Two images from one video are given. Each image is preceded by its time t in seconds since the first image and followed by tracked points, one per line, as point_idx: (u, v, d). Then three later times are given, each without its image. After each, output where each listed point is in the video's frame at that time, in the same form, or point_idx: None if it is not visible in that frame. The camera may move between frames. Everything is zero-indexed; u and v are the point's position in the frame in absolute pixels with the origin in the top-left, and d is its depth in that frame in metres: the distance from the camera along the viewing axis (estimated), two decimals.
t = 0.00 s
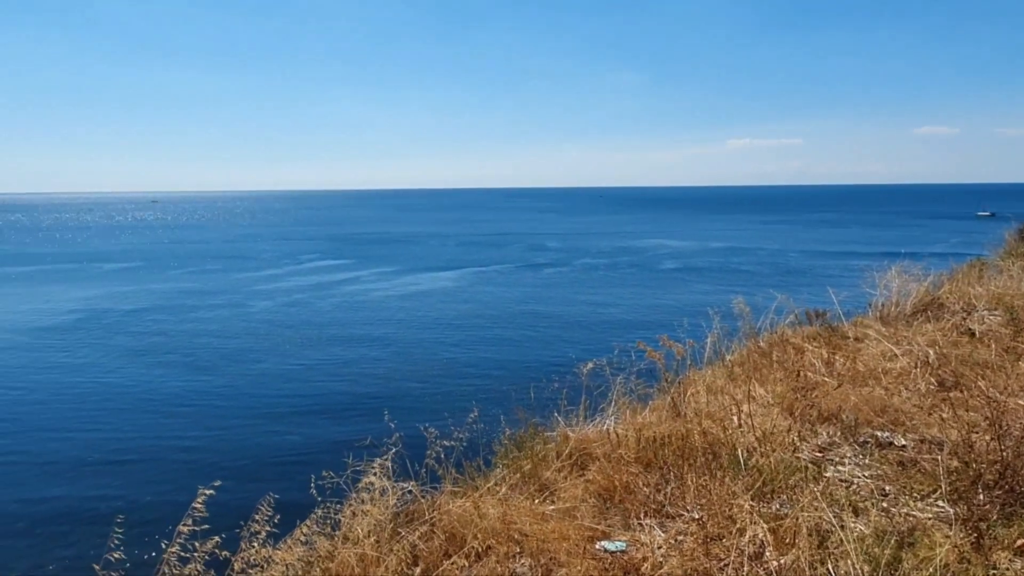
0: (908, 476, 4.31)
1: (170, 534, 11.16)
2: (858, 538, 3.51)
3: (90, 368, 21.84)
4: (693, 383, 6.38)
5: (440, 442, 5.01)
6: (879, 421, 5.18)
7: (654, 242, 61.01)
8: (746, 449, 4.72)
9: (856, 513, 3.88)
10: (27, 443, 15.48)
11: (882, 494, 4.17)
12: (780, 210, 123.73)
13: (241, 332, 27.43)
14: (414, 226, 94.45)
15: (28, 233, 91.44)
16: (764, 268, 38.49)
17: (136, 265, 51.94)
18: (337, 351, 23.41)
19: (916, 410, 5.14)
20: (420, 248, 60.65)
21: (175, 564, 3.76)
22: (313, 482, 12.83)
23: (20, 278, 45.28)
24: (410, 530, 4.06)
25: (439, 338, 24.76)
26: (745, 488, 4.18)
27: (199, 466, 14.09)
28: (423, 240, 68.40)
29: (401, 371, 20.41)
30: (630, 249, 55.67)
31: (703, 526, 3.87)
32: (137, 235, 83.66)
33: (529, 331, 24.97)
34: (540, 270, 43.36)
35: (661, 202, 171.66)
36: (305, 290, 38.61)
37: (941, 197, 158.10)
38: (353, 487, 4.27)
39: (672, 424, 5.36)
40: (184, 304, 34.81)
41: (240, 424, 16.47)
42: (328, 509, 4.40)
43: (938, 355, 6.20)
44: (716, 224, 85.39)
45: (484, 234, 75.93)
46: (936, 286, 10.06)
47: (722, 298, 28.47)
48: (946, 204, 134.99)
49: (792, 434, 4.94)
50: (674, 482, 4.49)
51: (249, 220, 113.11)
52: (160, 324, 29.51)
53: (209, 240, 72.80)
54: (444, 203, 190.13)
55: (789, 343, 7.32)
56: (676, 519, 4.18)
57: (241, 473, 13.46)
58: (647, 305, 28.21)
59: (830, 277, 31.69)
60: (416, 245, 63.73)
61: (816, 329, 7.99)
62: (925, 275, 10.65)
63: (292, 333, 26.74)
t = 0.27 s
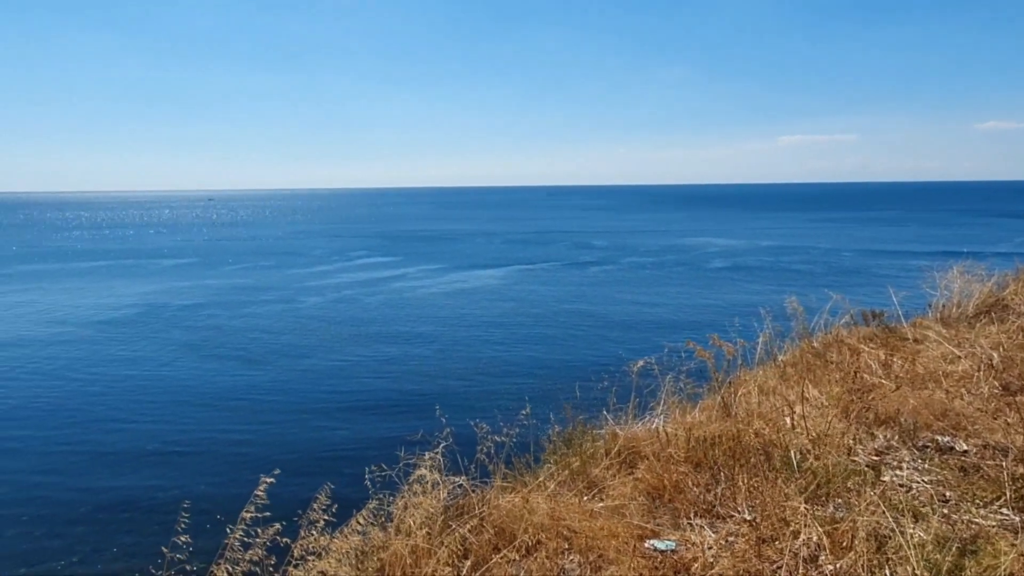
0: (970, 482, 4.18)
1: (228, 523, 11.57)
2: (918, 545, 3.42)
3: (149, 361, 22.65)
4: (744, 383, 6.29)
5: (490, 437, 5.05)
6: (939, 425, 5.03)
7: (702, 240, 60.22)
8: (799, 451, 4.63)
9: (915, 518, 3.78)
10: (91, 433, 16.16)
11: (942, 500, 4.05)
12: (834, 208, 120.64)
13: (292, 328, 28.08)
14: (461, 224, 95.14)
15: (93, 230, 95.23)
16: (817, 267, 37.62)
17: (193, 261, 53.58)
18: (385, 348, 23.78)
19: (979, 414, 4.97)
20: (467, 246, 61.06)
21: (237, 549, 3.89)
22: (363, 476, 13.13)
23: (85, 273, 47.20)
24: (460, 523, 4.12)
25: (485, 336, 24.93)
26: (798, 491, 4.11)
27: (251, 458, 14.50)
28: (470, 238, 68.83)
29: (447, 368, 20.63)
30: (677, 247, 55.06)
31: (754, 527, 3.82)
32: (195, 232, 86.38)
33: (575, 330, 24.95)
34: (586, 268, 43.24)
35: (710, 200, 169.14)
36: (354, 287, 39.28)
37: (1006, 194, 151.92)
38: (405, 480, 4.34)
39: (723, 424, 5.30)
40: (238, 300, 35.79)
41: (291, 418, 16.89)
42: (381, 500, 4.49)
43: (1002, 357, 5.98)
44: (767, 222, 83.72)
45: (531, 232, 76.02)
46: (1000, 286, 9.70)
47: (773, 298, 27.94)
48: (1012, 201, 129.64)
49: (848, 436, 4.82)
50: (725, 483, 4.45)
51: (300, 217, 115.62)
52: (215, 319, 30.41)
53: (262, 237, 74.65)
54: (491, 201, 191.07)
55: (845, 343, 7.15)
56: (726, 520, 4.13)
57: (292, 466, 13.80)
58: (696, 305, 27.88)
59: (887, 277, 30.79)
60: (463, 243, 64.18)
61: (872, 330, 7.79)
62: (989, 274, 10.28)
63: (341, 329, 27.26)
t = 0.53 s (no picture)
0: None
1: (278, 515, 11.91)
2: (974, 552, 3.33)
3: (197, 356, 23.29)
4: (790, 384, 6.19)
5: (534, 434, 5.08)
6: (995, 429, 4.88)
7: (746, 239, 59.38)
8: (849, 453, 4.54)
9: (971, 524, 3.68)
10: (141, 425, 16.69)
11: (999, 507, 3.93)
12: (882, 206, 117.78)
13: (335, 324, 28.55)
14: (502, 221, 95.47)
15: (146, 227, 98.19)
16: (864, 267, 36.83)
17: (240, 258, 54.89)
18: (425, 345, 24.05)
19: None
20: (507, 244, 61.22)
21: (290, 538, 4.01)
22: (407, 471, 13.35)
23: (137, 269, 48.74)
24: (505, 518, 4.15)
25: (524, 334, 25.00)
26: (848, 494, 4.04)
27: (295, 453, 14.83)
28: (509, 236, 69.04)
29: (487, 367, 20.77)
30: (720, 246, 54.42)
31: (801, 530, 3.77)
32: (243, 229, 88.46)
33: (615, 329, 24.88)
34: (626, 267, 43.06)
35: (753, 199, 166.57)
36: (395, 284, 39.76)
37: None
38: (450, 475, 4.39)
39: (770, 425, 5.22)
40: (283, 296, 36.51)
41: (333, 414, 17.19)
42: (427, 494, 4.56)
43: None
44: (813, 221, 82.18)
45: (570, 230, 75.90)
46: None
47: (818, 299, 27.47)
48: None
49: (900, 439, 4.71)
50: (771, 485, 4.39)
51: (344, 215, 117.36)
52: (261, 315, 31.10)
53: (306, 234, 76.04)
54: (530, 199, 191.25)
55: (895, 344, 6.98)
56: (773, 521, 4.08)
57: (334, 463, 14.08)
58: (738, 305, 27.56)
59: (938, 278, 30.00)
60: (502, 240, 64.41)
61: (924, 331, 7.60)
62: None
63: (382, 326, 27.64)
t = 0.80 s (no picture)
0: None
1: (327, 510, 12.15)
2: None
3: (238, 351, 23.80)
4: (835, 385, 6.07)
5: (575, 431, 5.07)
6: None
7: (787, 238, 58.42)
8: (898, 456, 4.42)
9: None
10: (184, 419, 17.13)
11: None
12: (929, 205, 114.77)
13: (372, 321, 28.90)
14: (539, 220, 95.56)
15: (191, 224, 100.55)
16: (910, 267, 35.97)
17: (281, 255, 55.89)
18: (461, 343, 24.19)
19: None
20: (544, 242, 61.23)
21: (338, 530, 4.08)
22: (453, 467, 13.46)
23: (182, 265, 49.98)
24: (547, 516, 4.15)
25: (560, 333, 24.98)
26: (898, 499, 3.95)
27: (333, 450, 15.06)
28: (545, 234, 69.00)
29: (522, 366, 20.82)
30: (760, 245, 53.65)
31: (849, 535, 3.70)
32: (284, 226, 90.09)
33: (652, 329, 24.73)
34: (663, 266, 42.72)
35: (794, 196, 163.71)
36: (432, 281, 40.07)
37: None
38: (492, 472, 4.41)
39: (814, 427, 5.13)
40: (322, 293, 37.07)
41: (371, 411, 17.42)
42: (469, 490, 4.59)
43: None
44: (856, 219, 80.47)
45: (607, 228, 75.57)
46: None
47: (861, 300, 26.93)
48: None
49: (952, 443, 4.58)
50: (818, 489, 4.31)
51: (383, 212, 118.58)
52: (301, 311, 31.65)
53: (346, 232, 77.08)
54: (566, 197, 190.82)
55: (945, 346, 6.80)
56: (819, 525, 4.01)
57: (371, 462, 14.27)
58: (778, 305, 27.16)
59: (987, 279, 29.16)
60: (539, 238, 64.43)
61: (975, 333, 7.38)
62: None
63: (418, 324, 27.88)
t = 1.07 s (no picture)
0: None
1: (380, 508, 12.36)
2: None
3: (282, 347, 24.25)
4: (890, 387, 5.92)
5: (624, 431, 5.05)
6: None
7: (835, 237, 57.08)
8: (959, 462, 4.28)
9: None
10: (230, 413, 17.58)
11: None
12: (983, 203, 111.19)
13: (413, 319, 29.15)
14: (580, 218, 95.20)
15: (237, 222, 103.01)
16: (963, 266, 34.92)
17: (325, 252, 56.77)
18: (501, 341, 24.32)
19: None
20: (584, 240, 60.99)
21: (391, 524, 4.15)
22: (505, 466, 13.47)
23: (230, 262, 51.17)
24: (597, 515, 4.13)
25: (600, 334, 24.85)
26: (959, 506, 3.83)
27: (373, 446, 15.29)
28: (586, 233, 68.83)
29: (562, 366, 20.77)
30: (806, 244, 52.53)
31: (908, 543, 3.59)
32: (329, 224, 91.48)
33: (694, 329, 24.51)
34: (705, 264, 42.28)
35: (842, 194, 160.20)
36: (473, 279, 40.24)
37: None
38: (541, 470, 4.41)
39: (870, 430, 5.01)
40: (364, 290, 37.54)
41: (410, 410, 17.58)
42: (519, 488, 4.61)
43: None
44: (906, 218, 78.37)
45: (648, 226, 75.04)
46: None
47: (910, 301, 26.27)
48: None
49: (1017, 448, 4.40)
50: (874, 494, 4.21)
51: (425, 210, 119.44)
52: (344, 308, 32.09)
53: (388, 230, 77.92)
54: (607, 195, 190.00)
55: (1005, 347, 6.55)
56: (876, 530, 3.91)
57: (411, 462, 14.39)
58: (823, 306, 26.66)
59: None
60: (579, 237, 64.20)
61: None
62: None
63: (458, 321, 28.11)
